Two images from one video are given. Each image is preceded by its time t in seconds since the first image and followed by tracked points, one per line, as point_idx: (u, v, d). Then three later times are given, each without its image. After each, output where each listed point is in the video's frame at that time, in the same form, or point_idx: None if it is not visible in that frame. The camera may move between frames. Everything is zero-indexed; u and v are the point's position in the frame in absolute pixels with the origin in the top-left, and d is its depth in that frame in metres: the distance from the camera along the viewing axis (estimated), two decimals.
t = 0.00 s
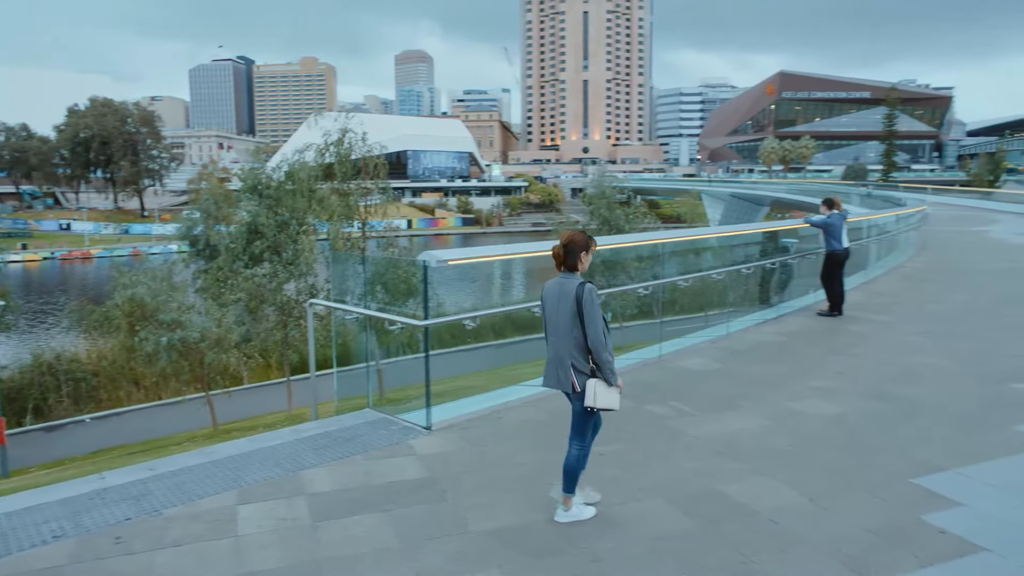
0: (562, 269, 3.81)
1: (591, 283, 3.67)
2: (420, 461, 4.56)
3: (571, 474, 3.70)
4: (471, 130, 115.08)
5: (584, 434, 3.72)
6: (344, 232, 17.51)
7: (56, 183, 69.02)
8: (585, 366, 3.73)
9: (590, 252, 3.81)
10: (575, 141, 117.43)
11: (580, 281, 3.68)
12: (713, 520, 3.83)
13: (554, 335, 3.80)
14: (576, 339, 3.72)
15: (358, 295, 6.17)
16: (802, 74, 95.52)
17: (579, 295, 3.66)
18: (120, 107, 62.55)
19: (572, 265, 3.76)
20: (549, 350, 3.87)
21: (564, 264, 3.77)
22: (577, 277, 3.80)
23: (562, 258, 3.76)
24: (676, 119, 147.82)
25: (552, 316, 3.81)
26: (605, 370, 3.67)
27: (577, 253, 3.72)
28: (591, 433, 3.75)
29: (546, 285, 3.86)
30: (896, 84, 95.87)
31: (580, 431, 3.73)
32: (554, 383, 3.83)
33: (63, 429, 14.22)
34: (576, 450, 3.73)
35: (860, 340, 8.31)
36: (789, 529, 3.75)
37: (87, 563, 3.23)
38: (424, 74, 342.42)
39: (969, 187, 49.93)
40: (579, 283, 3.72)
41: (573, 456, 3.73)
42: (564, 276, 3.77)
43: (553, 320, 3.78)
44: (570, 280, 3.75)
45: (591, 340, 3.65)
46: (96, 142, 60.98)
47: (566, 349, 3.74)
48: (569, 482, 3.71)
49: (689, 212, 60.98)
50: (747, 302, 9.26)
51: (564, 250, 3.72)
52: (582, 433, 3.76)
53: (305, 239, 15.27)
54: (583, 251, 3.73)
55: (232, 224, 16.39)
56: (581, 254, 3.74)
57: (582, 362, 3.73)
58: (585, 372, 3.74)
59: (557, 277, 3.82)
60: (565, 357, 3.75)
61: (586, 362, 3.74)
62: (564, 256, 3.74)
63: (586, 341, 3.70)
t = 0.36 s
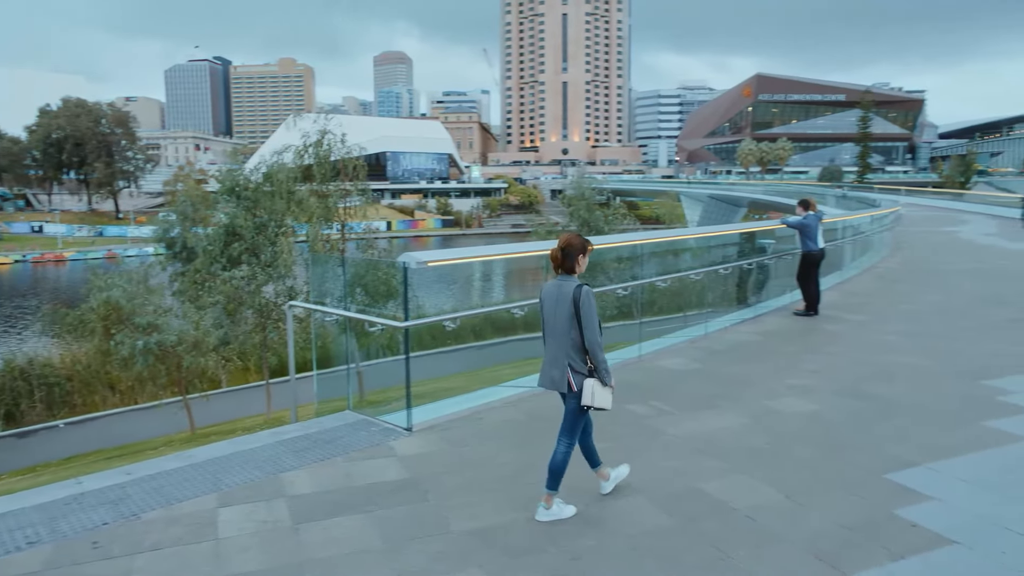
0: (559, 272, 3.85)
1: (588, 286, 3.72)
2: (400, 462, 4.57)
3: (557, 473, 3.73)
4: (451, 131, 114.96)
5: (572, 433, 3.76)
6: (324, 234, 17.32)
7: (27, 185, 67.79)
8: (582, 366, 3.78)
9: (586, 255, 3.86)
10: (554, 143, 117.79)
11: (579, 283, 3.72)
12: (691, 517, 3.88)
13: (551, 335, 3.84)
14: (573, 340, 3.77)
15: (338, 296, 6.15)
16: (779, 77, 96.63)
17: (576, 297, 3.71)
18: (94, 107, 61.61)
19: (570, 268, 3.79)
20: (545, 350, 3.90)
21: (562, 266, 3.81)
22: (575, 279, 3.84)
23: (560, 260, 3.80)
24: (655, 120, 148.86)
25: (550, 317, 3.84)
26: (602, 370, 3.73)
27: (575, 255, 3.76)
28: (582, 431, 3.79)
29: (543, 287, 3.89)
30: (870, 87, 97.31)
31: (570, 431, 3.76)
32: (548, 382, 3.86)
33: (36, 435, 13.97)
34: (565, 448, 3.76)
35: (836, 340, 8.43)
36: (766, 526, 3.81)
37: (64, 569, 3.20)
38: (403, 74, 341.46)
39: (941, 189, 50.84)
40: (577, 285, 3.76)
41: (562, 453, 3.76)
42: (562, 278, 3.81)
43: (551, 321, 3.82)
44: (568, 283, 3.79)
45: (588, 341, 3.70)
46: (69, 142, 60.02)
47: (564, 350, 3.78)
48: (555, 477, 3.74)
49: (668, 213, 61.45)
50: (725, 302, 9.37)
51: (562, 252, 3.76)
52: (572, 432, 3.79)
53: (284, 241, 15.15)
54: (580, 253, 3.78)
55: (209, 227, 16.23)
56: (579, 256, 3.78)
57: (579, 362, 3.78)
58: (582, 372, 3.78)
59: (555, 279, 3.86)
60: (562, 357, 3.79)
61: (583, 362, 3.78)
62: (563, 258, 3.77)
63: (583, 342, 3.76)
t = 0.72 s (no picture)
0: (557, 273, 3.90)
1: (585, 286, 3.76)
2: (380, 464, 4.57)
3: (551, 465, 3.79)
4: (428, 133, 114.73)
5: (569, 429, 3.82)
6: (301, 236, 17.18)
7: None
8: (578, 365, 3.82)
9: (583, 256, 3.91)
10: (532, 145, 118.07)
11: (575, 284, 3.76)
12: (668, 515, 3.94)
13: (550, 334, 3.88)
14: (570, 339, 3.82)
15: (316, 299, 6.16)
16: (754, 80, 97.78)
17: (574, 297, 3.75)
18: (64, 108, 60.50)
19: (567, 269, 3.84)
20: (544, 350, 3.94)
21: (559, 268, 3.86)
22: (572, 279, 3.89)
23: (557, 261, 3.85)
24: (632, 123, 149.90)
25: (549, 316, 3.89)
26: (597, 368, 3.76)
27: (571, 257, 3.81)
28: (576, 428, 3.84)
29: (542, 288, 3.94)
30: (842, 90, 98.87)
31: (569, 425, 3.82)
32: (546, 381, 3.90)
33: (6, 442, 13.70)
34: (560, 443, 3.81)
35: (809, 339, 8.57)
36: (742, 522, 3.87)
37: None
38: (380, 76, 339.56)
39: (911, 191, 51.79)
40: (575, 285, 3.79)
41: (555, 448, 3.80)
42: (559, 279, 3.85)
43: (549, 322, 3.87)
44: (564, 284, 3.83)
45: (585, 340, 3.74)
46: (39, 144, 58.88)
47: (561, 349, 3.83)
48: (545, 472, 3.79)
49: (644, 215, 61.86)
50: (701, 303, 9.48)
51: (559, 254, 3.81)
52: (569, 427, 3.84)
53: (260, 243, 15.03)
54: (577, 255, 3.83)
55: (184, 229, 16.06)
56: (576, 258, 3.83)
57: (575, 360, 3.82)
58: (578, 370, 3.82)
59: (552, 281, 3.91)
60: (559, 356, 3.84)
61: (579, 360, 3.83)
62: (559, 261, 3.82)
63: (580, 341, 3.80)
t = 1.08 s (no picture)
0: (554, 270, 4.05)
1: (582, 282, 3.93)
2: (365, 465, 4.57)
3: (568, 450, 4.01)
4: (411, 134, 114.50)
5: (581, 419, 4.02)
6: (284, 238, 17.07)
7: None
8: (578, 358, 3.98)
9: (578, 253, 4.08)
10: (515, 146, 118.19)
11: (573, 281, 3.92)
12: (653, 513, 3.98)
13: (549, 330, 4.04)
14: (570, 333, 3.98)
15: (299, 301, 6.16)
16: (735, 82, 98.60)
17: (572, 294, 3.92)
18: (41, 108, 59.63)
19: (564, 266, 4.00)
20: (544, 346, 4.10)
21: (557, 265, 4.01)
22: (568, 276, 4.05)
23: (555, 259, 4.00)
24: (615, 124, 150.56)
25: (547, 312, 4.04)
26: (598, 360, 3.93)
27: (569, 254, 3.97)
28: (585, 419, 4.03)
29: (540, 285, 4.09)
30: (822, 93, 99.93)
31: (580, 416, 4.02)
32: (548, 374, 4.06)
33: None
34: (574, 434, 4.01)
35: (789, 339, 8.68)
36: (724, 519, 3.92)
37: None
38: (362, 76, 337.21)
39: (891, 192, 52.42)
40: (572, 281, 3.95)
41: (569, 438, 4.00)
42: (557, 276, 4.01)
43: (548, 317, 4.03)
44: (562, 280, 3.99)
45: (584, 334, 3.90)
46: (15, 145, 58.00)
47: (562, 343, 3.98)
48: (558, 454, 3.97)
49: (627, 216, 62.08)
50: (683, 303, 9.56)
51: (557, 252, 3.96)
52: (578, 419, 4.06)
53: (243, 244, 14.93)
54: (574, 252, 3.99)
55: (165, 231, 15.91)
56: (573, 255, 3.99)
57: (575, 353, 3.98)
58: (578, 363, 3.98)
59: (550, 278, 4.06)
60: (559, 350, 3.99)
61: (580, 354, 3.98)
62: (557, 258, 3.98)
63: (579, 334, 3.96)
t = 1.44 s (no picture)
0: (553, 267, 4.23)
1: (580, 279, 4.10)
2: (351, 466, 4.58)
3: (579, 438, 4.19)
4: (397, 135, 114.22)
5: (589, 410, 4.17)
6: (269, 240, 16.94)
7: None
8: (578, 353, 4.13)
9: (576, 251, 4.26)
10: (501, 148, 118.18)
11: (572, 277, 4.10)
12: (640, 512, 4.00)
13: (548, 326, 4.20)
14: (569, 329, 4.14)
15: (284, 302, 6.17)
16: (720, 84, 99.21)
17: (570, 291, 4.09)
18: (21, 109, 58.85)
19: (563, 264, 4.17)
20: (542, 343, 4.24)
21: (555, 263, 4.19)
22: (567, 273, 4.22)
23: (554, 257, 4.18)
24: (600, 126, 151.13)
25: (545, 310, 4.21)
26: (597, 355, 4.08)
27: (567, 253, 4.15)
28: (593, 411, 4.19)
29: (537, 283, 4.27)
30: (806, 95, 100.84)
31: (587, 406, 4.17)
32: (549, 369, 4.19)
33: None
34: (586, 424, 4.20)
35: (775, 338, 8.77)
36: (708, 517, 3.97)
37: None
38: (348, 77, 335.81)
39: (873, 194, 53.02)
40: (570, 279, 4.13)
41: (583, 426, 4.21)
42: (556, 273, 4.18)
43: (548, 314, 4.19)
44: (561, 278, 4.16)
45: (582, 329, 4.06)
46: None
47: (561, 337, 4.13)
48: (571, 444, 4.17)
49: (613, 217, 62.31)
50: (669, 303, 9.62)
51: (556, 250, 4.14)
52: (585, 412, 4.22)
53: (228, 246, 14.85)
54: (572, 250, 4.17)
55: (149, 232, 15.78)
56: (571, 253, 4.17)
57: (575, 348, 4.13)
58: (578, 359, 4.12)
59: (548, 275, 4.23)
60: (559, 346, 4.14)
61: (579, 349, 4.13)
62: (556, 256, 4.15)
63: (578, 330, 4.13)
